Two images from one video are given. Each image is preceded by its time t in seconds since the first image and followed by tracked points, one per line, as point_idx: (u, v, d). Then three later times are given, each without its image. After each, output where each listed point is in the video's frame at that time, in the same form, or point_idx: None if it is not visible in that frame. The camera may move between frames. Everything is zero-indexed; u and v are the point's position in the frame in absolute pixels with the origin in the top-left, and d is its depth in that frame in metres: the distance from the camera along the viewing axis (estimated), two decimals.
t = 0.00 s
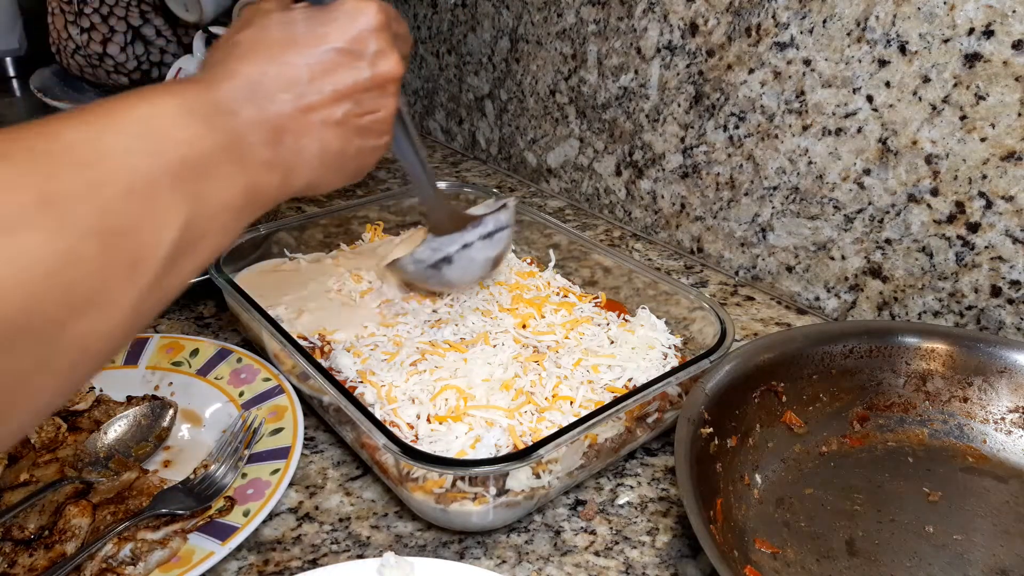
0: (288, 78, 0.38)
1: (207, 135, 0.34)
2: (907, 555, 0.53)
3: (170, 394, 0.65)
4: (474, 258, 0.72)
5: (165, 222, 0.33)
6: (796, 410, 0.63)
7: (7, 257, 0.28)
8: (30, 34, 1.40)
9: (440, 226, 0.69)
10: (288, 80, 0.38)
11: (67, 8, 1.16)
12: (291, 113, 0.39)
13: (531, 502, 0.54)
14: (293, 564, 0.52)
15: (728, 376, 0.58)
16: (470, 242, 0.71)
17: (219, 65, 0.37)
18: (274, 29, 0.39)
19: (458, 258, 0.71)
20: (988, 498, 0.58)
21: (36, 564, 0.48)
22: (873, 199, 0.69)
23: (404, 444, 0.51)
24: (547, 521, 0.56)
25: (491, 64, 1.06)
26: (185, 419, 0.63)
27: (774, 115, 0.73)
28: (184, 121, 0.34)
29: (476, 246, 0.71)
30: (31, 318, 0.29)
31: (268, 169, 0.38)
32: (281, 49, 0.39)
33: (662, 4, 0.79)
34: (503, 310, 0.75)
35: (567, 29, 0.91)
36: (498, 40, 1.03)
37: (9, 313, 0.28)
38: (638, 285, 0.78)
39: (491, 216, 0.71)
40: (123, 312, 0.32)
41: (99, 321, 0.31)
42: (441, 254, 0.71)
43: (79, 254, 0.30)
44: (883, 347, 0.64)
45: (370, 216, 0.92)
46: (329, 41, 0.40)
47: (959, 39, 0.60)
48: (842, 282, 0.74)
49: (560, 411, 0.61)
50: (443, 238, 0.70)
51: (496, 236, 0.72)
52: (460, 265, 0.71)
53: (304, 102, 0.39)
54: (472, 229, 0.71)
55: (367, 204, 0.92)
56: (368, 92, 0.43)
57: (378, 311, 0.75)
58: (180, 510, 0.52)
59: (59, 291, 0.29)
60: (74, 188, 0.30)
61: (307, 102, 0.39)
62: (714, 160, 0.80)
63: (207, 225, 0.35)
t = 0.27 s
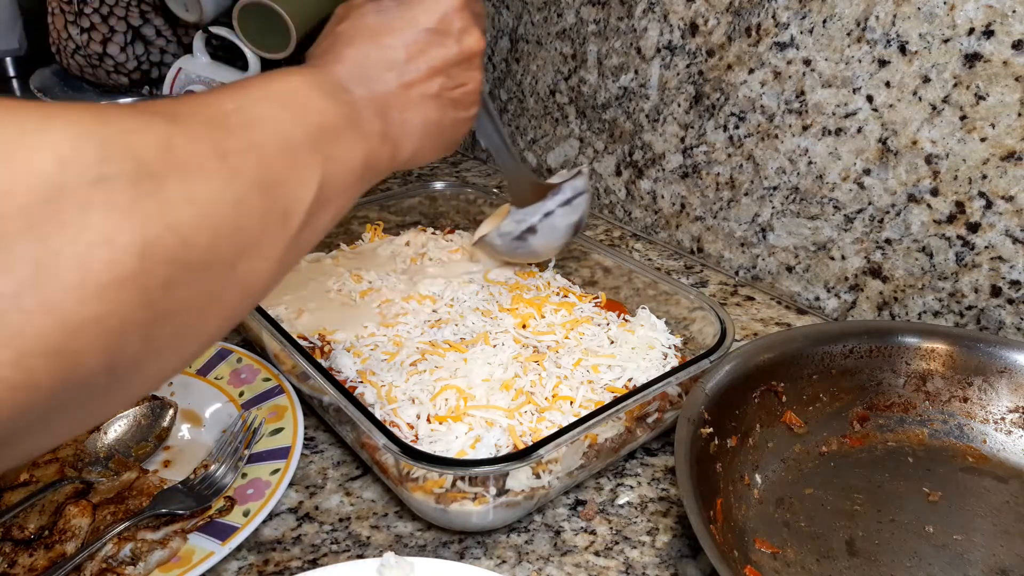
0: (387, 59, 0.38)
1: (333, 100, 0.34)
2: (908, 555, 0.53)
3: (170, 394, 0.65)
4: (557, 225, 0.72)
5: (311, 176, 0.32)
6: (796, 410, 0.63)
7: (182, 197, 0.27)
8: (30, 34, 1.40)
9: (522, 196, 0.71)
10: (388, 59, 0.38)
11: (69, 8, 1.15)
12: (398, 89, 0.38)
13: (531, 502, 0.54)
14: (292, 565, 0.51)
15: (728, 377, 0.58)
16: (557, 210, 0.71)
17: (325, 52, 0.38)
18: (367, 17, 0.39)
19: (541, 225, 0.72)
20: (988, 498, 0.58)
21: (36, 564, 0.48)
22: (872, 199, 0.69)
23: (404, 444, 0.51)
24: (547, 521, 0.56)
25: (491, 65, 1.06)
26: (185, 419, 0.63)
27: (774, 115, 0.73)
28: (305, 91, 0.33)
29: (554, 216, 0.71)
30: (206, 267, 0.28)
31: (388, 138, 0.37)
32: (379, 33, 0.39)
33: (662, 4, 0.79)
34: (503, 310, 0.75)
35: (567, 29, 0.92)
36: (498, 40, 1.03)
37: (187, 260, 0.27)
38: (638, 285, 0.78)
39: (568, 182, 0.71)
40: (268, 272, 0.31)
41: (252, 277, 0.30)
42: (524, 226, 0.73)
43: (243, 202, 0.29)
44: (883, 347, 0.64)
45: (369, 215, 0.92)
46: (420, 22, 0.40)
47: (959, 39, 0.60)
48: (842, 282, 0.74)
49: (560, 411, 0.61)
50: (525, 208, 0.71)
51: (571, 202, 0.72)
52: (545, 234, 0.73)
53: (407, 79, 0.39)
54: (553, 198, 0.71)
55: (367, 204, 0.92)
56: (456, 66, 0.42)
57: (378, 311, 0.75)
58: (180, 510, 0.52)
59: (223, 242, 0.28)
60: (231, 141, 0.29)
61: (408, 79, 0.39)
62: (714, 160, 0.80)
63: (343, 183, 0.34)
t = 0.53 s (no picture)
0: (408, 61, 0.36)
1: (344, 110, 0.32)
2: (907, 555, 0.53)
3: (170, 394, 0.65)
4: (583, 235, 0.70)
5: (319, 193, 0.30)
6: (796, 410, 0.63)
7: (178, 228, 0.25)
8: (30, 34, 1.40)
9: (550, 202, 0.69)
10: (408, 63, 0.36)
11: (69, 8, 1.14)
12: (416, 94, 0.36)
13: (531, 502, 0.54)
14: (293, 564, 0.51)
15: (728, 377, 0.58)
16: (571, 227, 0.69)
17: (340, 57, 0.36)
18: (385, 18, 0.37)
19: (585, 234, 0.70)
20: (988, 498, 0.58)
21: (36, 564, 0.49)
22: (873, 199, 0.69)
23: (404, 445, 0.51)
24: (547, 521, 0.56)
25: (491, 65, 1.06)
26: (185, 418, 0.63)
27: (774, 116, 0.73)
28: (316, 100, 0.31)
29: (580, 227, 0.68)
30: (199, 302, 0.26)
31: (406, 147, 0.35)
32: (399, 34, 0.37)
33: (662, 4, 0.79)
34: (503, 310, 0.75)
35: (567, 29, 0.92)
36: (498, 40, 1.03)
37: (184, 298, 0.25)
38: (638, 285, 0.78)
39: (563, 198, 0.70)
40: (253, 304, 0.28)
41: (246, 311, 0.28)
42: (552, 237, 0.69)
43: (241, 230, 0.27)
44: (883, 347, 0.64)
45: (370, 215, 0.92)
46: (441, 21, 0.38)
47: (959, 39, 0.60)
48: (842, 282, 0.74)
49: (560, 411, 0.60)
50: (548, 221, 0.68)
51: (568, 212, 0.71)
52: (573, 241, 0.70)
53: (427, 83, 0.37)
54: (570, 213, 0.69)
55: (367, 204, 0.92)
56: (479, 69, 0.40)
57: (378, 311, 0.75)
58: (180, 510, 0.52)
59: (220, 275, 0.26)
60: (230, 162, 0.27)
61: (429, 82, 0.37)
62: (714, 160, 0.80)
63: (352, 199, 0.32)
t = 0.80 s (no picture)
0: (277, 97, 0.36)
1: (183, 163, 0.32)
2: (907, 555, 0.53)
3: (170, 394, 0.65)
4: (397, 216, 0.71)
5: (131, 264, 0.29)
6: (796, 410, 0.63)
7: None
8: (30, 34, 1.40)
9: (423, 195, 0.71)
10: (273, 97, 0.36)
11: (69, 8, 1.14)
12: (280, 134, 0.36)
13: (531, 502, 0.54)
14: (293, 564, 0.51)
15: (728, 377, 0.58)
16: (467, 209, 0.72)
17: (197, 91, 0.35)
18: (256, 47, 0.38)
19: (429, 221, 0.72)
20: (989, 498, 0.58)
21: (36, 564, 0.49)
22: (873, 199, 0.69)
23: (404, 445, 0.51)
24: (547, 521, 0.56)
25: (491, 65, 1.06)
26: (185, 419, 0.63)
27: (774, 116, 0.73)
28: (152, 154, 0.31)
29: (498, 279, 0.65)
30: (8, 389, 0.26)
31: (263, 196, 0.35)
32: (265, 66, 0.37)
33: (662, 4, 0.79)
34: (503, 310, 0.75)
35: (567, 29, 0.92)
36: (498, 40, 1.03)
37: None
38: (638, 285, 0.78)
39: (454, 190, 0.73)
40: (121, 365, 0.30)
41: (114, 372, 0.30)
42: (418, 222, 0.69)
43: (38, 309, 0.26)
44: (882, 347, 0.64)
45: (370, 216, 0.92)
46: (318, 48, 0.39)
47: (959, 39, 0.60)
48: (842, 282, 0.74)
49: (560, 411, 0.60)
50: (465, 274, 0.63)
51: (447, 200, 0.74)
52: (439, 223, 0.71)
53: (294, 121, 0.37)
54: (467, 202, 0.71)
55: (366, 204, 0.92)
56: (362, 101, 0.41)
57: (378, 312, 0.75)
58: (180, 510, 0.52)
59: (14, 356, 0.26)
60: None
61: (296, 122, 0.37)
62: (714, 160, 0.80)
63: (197, 262, 0.32)
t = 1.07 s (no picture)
0: (119, 127, 0.34)
1: None
2: (907, 555, 0.53)
3: (170, 394, 0.65)
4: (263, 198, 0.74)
5: None
6: (795, 410, 0.63)
7: None
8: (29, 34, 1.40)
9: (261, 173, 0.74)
10: (117, 126, 0.34)
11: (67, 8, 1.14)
12: (118, 168, 0.34)
13: (531, 502, 0.54)
14: (293, 565, 0.52)
15: (728, 377, 0.58)
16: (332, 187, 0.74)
17: (33, 115, 0.34)
18: (107, 66, 0.35)
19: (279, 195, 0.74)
20: (989, 498, 0.58)
21: (36, 564, 0.49)
22: (873, 199, 0.69)
23: (404, 444, 0.51)
24: (547, 521, 0.56)
25: (491, 65, 1.06)
26: (185, 419, 0.63)
27: (774, 116, 0.73)
28: None
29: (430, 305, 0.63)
30: None
31: (95, 240, 0.35)
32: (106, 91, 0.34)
33: (662, 4, 0.79)
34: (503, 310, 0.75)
35: (567, 30, 0.92)
36: (498, 40, 1.03)
37: None
38: (638, 285, 0.78)
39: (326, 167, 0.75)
40: None
41: None
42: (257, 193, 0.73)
43: None
44: (882, 347, 0.64)
45: (369, 216, 0.92)
46: (176, 67, 0.35)
47: (959, 39, 0.60)
48: (842, 282, 0.74)
49: (560, 411, 0.60)
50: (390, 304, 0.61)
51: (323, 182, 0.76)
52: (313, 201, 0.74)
53: (135, 151, 0.34)
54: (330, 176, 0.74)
55: (367, 204, 0.92)
56: (229, 126, 0.37)
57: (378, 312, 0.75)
58: (180, 510, 0.52)
59: None
60: None
61: (142, 152, 0.35)
62: (714, 160, 0.80)
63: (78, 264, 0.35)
